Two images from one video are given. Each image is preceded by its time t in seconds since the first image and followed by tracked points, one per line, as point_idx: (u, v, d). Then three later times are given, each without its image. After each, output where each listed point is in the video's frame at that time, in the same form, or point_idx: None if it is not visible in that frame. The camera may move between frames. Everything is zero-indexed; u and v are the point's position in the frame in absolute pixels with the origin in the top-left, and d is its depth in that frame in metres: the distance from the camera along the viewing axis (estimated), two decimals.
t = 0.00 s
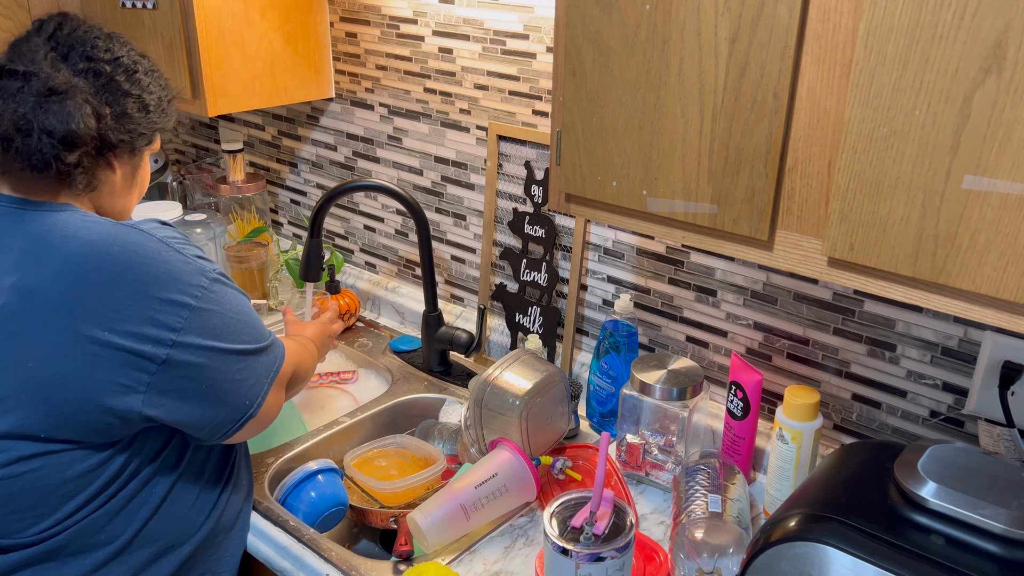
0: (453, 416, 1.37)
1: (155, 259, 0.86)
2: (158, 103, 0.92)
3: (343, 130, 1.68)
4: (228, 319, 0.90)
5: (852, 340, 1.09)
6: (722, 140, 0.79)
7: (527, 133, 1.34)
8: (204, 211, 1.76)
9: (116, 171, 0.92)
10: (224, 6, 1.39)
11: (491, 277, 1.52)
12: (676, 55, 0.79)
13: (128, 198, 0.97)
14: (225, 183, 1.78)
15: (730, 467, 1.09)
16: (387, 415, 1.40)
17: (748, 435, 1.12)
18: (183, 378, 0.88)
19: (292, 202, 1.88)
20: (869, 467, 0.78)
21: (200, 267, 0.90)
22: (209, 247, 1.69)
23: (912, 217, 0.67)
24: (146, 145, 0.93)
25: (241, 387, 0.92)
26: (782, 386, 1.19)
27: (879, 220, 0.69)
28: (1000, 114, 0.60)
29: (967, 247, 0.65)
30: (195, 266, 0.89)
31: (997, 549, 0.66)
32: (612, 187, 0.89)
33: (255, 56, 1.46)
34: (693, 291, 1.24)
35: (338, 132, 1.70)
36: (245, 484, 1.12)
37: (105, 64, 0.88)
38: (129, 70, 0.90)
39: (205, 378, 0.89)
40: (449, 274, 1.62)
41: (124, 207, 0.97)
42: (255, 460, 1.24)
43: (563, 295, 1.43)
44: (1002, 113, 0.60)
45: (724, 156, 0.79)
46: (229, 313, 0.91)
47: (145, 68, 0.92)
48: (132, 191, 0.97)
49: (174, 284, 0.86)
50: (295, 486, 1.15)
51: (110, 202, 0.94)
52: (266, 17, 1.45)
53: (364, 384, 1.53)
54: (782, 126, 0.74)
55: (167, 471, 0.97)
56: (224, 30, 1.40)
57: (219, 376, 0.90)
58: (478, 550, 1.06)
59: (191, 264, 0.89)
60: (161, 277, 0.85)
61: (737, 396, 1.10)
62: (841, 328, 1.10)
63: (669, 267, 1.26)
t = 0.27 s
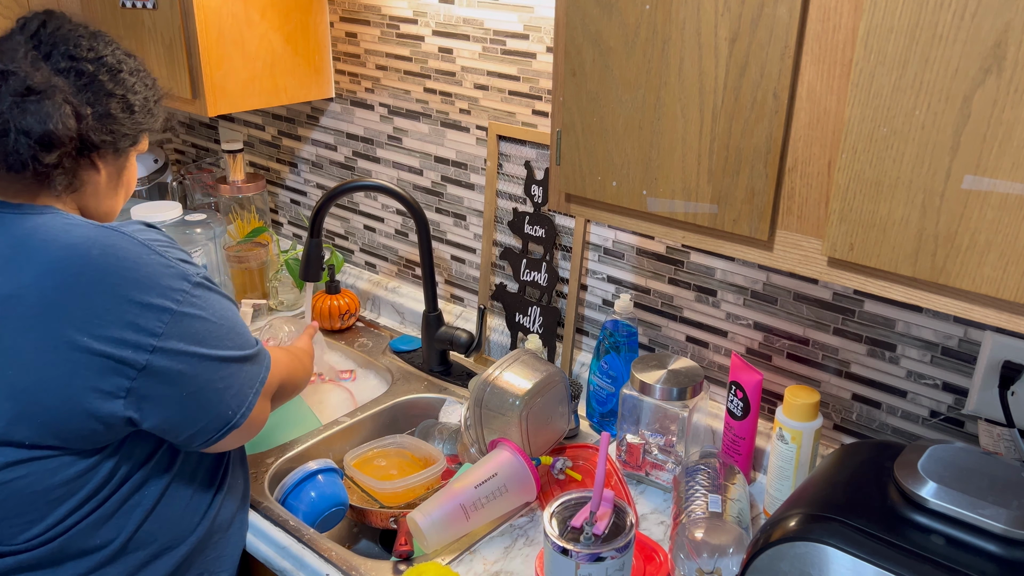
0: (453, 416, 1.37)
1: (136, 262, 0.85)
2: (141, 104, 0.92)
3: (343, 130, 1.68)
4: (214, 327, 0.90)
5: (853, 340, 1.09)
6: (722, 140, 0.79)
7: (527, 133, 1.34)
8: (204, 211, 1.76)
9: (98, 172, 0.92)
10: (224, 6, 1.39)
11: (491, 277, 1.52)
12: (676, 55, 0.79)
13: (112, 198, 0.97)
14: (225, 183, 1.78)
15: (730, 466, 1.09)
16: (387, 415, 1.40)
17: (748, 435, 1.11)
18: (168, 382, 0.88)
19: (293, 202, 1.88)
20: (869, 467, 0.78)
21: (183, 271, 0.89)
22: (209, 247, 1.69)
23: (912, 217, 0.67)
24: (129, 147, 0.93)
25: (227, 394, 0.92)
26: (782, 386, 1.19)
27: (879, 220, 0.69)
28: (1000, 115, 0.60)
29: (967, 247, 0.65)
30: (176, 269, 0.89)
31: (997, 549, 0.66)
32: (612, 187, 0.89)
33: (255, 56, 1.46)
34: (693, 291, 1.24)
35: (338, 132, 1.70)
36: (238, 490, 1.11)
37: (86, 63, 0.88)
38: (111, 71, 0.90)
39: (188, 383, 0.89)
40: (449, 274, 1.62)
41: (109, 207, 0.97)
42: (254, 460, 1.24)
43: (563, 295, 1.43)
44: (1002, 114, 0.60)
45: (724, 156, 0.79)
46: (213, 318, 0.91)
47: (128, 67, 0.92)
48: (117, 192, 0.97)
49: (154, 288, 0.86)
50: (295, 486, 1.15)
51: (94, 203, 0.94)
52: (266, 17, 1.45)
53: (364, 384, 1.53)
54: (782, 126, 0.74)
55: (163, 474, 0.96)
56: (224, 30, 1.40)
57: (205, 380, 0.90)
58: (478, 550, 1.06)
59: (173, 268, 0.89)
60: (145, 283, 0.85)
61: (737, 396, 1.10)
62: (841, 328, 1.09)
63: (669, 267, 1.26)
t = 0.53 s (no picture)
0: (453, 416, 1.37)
1: (23, 296, 0.77)
2: (90, 113, 0.85)
3: (343, 130, 1.68)
4: (102, 386, 0.78)
5: (853, 340, 1.09)
6: (722, 140, 0.79)
7: (527, 133, 1.34)
8: (204, 211, 1.76)
9: (42, 181, 0.86)
10: (224, 6, 1.39)
11: (491, 277, 1.52)
12: (676, 55, 0.79)
13: (66, 208, 0.90)
14: (225, 183, 1.78)
15: (730, 466, 1.09)
16: (387, 415, 1.40)
17: (748, 435, 1.11)
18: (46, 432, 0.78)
19: (293, 202, 1.88)
20: (869, 467, 0.78)
21: (83, 310, 0.78)
22: (209, 247, 1.69)
23: (912, 217, 0.67)
24: (73, 155, 0.86)
25: (113, 458, 0.80)
26: (782, 386, 1.19)
27: (879, 220, 0.69)
28: (1000, 115, 0.60)
29: (967, 247, 0.65)
30: (73, 307, 0.78)
31: (997, 549, 0.66)
32: (612, 187, 0.89)
33: (255, 56, 1.46)
34: (693, 291, 1.24)
35: (338, 132, 1.70)
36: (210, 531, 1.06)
37: (22, 67, 0.80)
38: (53, 74, 0.83)
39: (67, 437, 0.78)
40: (449, 274, 1.62)
41: (63, 219, 0.91)
42: (254, 460, 1.24)
43: (563, 295, 1.43)
44: (1002, 114, 0.60)
45: (724, 156, 0.79)
46: (114, 366, 0.79)
47: (74, 71, 0.85)
48: (71, 202, 0.90)
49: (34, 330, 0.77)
50: (295, 485, 1.15)
51: (40, 212, 0.88)
52: (266, 17, 1.45)
53: (364, 384, 1.53)
54: (782, 127, 0.74)
55: (95, 516, 0.91)
56: (224, 30, 1.40)
57: (86, 438, 0.78)
58: (478, 550, 1.06)
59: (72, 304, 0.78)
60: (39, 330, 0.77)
61: (737, 396, 1.10)
62: (841, 328, 1.10)
63: (669, 267, 1.26)
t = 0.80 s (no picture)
0: (453, 415, 1.37)
1: None
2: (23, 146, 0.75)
3: (343, 130, 1.68)
4: None
5: (853, 340, 1.09)
6: (722, 140, 0.79)
7: (527, 133, 1.34)
8: (204, 211, 1.76)
9: None
10: (224, 6, 1.39)
11: (491, 277, 1.52)
12: (676, 55, 0.79)
13: (10, 239, 0.80)
14: (225, 183, 1.78)
15: (730, 466, 1.09)
16: (387, 415, 1.40)
17: (748, 435, 1.11)
18: None
19: (293, 202, 1.88)
20: (869, 467, 0.78)
21: None
22: (209, 247, 1.69)
23: (912, 217, 0.67)
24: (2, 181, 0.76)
25: None
26: (783, 386, 1.19)
27: (879, 220, 0.69)
28: (1000, 115, 0.60)
29: (967, 247, 0.65)
30: None
31: (997, 549, 0.66)
32: (612, 187, 0.89)
33: (255, 56, 1.46)
34: (693, 291, 1.24)
35: (338, 132, 1.70)
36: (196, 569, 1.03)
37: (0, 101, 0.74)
38: None
39: None
40: (449, 274, 1.62)
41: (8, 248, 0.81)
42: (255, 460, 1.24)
43: (563, 295, 1.43)
44: (1002, 114, 0.60)
45: (724, 156, 0.79)
46: None
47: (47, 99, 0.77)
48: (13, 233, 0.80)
49: None
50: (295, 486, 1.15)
51: None
52: (266, 17, 1.45)
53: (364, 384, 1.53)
54: (782, 127, 0.74)
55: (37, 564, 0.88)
56: (224, 30, 1.40)
57: None
58: (478, 550, 1.06)
59: None
60: None
61: (737, 396, 1.10)
62: (841, 328, 1.10)
63: (669, 267, 1.26)
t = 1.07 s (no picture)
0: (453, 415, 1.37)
1: None
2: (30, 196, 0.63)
3: (343, 130, 1.68)
4: None
5: (853, 340, 1.09)
6: (722, 140, 0.79)
7: (527, 133, 1.34)
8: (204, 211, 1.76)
9: None
10: (224, 6, 1.39)
11: (491, 277, 1.52)
12: (676, 55, 0.79)
13: (73, 321, 0.66)
14: (225, 183, 1.78)
15: (730, 466, 1.09)
16: (387, 415, 1.40)
17: (748, 435, 1.11)
18: None
19: (292, 202, 1.88)
20: (869, 467, 0.78)
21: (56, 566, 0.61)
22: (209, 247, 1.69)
23: (912, 217, 0.67)
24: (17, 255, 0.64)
25: None
26: (782, 386, 1.19)
27: (879, 220, 0.69)
28: (1000, 115, 0.60)
29: (967, 247, 0.65)
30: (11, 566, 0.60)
31: (997, 549, 0.66)
32: (612, 187, 0.89)
33: (255, 56, 1.46)
34: (693, 291, 1.24)
35: (338, 132, 1.70)
36: None
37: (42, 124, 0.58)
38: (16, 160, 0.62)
39: None
40: (449, 274, 1.62)
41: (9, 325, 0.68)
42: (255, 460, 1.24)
43: (563, 295, 1.43)
44: (1002, 114, 0.60)
45: (724, 156, 0.79)
46: None
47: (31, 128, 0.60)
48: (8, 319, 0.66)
49: None
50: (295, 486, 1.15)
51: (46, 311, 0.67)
52: (266, 17, 1.45)
53: (365, 384, 1.53)
54: (782, 127, 0.74)
55: None
56: (224, 30, 1.40)
57: None
58: (478, 550, 1.06)
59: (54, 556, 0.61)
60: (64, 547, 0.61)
61: (737, 396, 1.10)
62: (841, 328, 1.10)
63: (669, 267, 1.26)
